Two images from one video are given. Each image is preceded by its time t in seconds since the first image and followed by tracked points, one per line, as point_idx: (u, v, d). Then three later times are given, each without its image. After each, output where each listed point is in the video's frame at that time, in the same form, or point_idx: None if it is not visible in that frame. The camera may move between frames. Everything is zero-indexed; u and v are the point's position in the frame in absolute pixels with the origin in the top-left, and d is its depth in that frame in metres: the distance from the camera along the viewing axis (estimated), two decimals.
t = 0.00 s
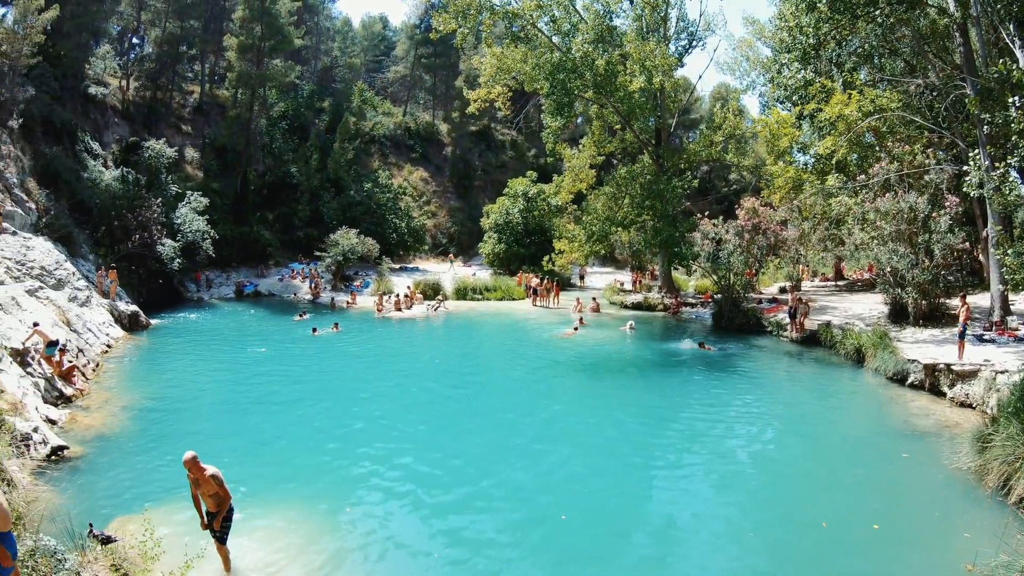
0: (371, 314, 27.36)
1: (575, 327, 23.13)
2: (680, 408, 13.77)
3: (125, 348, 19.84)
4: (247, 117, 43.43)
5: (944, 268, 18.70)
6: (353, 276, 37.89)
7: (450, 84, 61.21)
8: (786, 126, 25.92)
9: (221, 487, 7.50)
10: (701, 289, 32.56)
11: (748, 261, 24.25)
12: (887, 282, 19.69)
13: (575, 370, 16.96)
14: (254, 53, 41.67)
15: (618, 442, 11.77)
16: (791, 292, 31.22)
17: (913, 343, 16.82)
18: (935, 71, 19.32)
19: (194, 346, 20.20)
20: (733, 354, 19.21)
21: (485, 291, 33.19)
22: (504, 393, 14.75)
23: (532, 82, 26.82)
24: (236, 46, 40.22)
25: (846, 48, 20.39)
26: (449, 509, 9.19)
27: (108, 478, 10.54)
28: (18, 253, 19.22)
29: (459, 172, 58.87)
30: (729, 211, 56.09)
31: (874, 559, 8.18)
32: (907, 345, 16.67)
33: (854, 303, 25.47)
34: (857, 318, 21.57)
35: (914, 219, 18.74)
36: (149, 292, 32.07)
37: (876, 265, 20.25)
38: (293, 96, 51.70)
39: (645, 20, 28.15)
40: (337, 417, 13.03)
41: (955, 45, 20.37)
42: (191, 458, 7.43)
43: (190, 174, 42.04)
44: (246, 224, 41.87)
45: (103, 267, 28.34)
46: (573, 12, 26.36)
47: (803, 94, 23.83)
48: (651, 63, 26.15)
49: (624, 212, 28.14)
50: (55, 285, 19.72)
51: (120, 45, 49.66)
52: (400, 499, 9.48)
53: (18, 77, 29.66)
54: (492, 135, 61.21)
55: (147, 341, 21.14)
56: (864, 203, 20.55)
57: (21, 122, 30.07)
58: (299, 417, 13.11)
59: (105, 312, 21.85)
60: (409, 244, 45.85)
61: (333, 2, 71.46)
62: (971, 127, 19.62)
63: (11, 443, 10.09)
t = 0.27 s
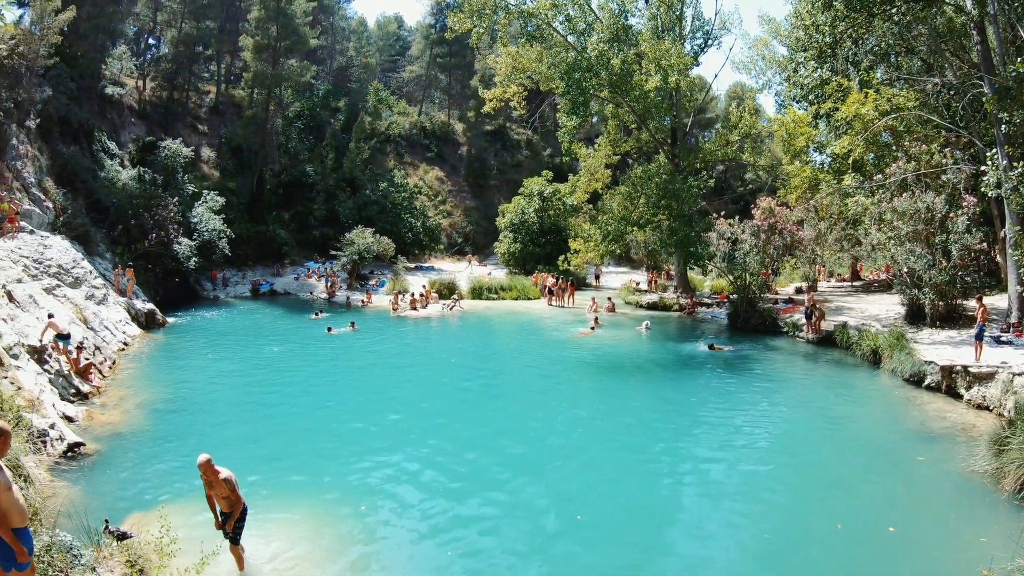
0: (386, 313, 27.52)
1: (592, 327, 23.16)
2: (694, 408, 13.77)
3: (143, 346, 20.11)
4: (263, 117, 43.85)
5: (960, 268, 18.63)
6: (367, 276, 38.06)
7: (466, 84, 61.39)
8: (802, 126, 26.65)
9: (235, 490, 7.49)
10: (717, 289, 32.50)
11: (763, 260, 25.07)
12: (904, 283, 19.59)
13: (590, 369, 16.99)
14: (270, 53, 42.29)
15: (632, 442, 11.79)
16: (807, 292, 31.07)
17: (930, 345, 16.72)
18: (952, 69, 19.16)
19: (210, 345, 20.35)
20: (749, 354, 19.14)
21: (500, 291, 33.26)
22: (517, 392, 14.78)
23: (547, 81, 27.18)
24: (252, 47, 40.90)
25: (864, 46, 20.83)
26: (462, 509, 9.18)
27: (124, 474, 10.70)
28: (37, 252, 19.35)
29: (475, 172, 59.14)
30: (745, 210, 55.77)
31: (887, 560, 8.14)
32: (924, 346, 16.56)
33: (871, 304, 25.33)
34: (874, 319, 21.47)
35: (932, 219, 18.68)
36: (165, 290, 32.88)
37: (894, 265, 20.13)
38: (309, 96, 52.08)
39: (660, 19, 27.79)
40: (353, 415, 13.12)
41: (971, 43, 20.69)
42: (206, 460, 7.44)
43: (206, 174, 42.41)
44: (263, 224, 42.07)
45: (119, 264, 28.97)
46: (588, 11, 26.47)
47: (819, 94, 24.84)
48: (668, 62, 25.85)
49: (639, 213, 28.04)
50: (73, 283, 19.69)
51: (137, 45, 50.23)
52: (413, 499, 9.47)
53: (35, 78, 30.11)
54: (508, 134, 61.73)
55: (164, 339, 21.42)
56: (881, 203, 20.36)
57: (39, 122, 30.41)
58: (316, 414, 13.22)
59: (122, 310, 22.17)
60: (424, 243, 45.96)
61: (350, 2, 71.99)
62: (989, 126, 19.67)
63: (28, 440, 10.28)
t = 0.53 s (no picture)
0: (402, 312, 27.66)
1: (608, 326, 23.21)
2: (710, 408, 13.75)
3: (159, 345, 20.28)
4: (279, 117, 44.20)
5: (978, 269, 18.51)
6: (382, 275, 38.27)
7: (481, 83, 61.55)
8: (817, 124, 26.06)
9: (252, 490, 7.53)
10: (732, 289, 32.49)
11: (780, 263, 24.01)
12: (920, 283, 19.51)
13: (606, 369, 17.00)
14: (286, 54, 43.71)
15: (647, 442, 11.78)
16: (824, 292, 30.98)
17: (947, 346, 16.62)
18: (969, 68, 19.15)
19: (224, 344, 20.49)
20: (765, 355, 19.13)
21: (516, 290, 33.34)
22: (532, 392, 14.78)
23: (563, 81, 27.35)
24: (268, 48, 42.29)
25: (880, 44, 21.18)
26: (476, 510, 9.17)
27: (141, 471, 10.82)
28: (54, 251, 19.49)
29: (490, 172, 59.34)
30: (761, 210, 55.57)
31: (905, 563, 8.08)
32: (941, 347, 16.48)
33: (887, 305, 25.25)
34: (890, 319, 21.42)
35: (949, 220, 18.57)
36: (183, 289, 33.12)
37: (910, 266, 20.10)
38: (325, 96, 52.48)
39: (675, 18, 27.96)
40: (368, 414, 13.18)
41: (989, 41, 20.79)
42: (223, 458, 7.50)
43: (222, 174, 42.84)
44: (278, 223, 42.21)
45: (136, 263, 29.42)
46: (603, 11, 26.74)
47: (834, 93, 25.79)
48: (684, 61, 25.95)
49: (655, 212, 28.11)
50: (89, 282, 19.95)
51: (153, 46, 50.82)
52: (427, 499, 9.48)
53: (52, 79, 30.67)
54: (523, 134, 61.98)
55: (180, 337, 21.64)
56: (897, 203, 20.26)
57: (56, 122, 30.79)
58: (334, 413, 13.29)
59: (139, 309, 22.45)
60: (439, 243, 46.97)
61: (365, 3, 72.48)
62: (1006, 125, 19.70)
63: (46, 437, 10.45)
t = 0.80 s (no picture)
0: (417, 312, 27.79)
1: (623, 326, 23.25)
2: (724, 409, 13.77)
3: (175, 344, 20.52)
4: (293, 118, 44.58)
5: (996, 270, 18.35)
6: (397, 275, 38.53)
7: (495, 83, 61.63)
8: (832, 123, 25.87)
9: (269, 486, 7.64)
10: (747, 290, 32.46)
11: (796, 263, 23.62)
12: (936, 283, 19.47)
13: (620, 370, 17.03)
14: (300, 54, 43.90)
15: (661, 443, 11.79)
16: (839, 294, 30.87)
17: (964, 348, 16.51)
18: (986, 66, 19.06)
19: (238, 344, 20.63)
20: (780, 356, 19.09)
21: (530, 291, 33.40)
22: (546, 393, 14.80)
23: (576, 81, 26.90)
24: (282, 48, 42.35)
25: (895, 44, 22.15)
26: (489, 510, 9.20)
27: (157, 468, 10.96)
28: (71, 251, 19.60)
29: (504, 171, 59.48)
30: (776, 210, 55.30)
31: (921, 565, 8.05)
32: (957, 349, 16.37)
33: (903, 306, 25.12)
34: (905, 321, 21.33)
35: (965, 220, 18.43)
36: (198, 289, 33.47)
37: (926, 266, 20.03)
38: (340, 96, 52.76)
39: (689, 17, 28.04)
40: (382, 413, 13.27)
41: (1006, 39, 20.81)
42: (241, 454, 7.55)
43: (237, 174, 43.35)
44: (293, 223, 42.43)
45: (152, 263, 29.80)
46: (617, 11, 26.92)
47: (850, 92, 26.29)
48: (698, 61, 26.03)
49: (670, 213, 27.99)
50: (105, 281, 20.17)
51: (168, 48, 51.35)
52: (440, 499, 9.52)
53: (69, 81, 31.05)
54: (538, 134, 61.95)
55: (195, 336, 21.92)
56: (913, 203, 20.15)
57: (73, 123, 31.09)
58: (350, 412, 13.40)
59: (154, 308, 22.76)
60: (455, 243, 46.93)
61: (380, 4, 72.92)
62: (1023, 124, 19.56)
63: (61, 435, 10.64)
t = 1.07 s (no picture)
0: (430, 312, 27.91)
1: (637, 326, 23.29)
2: (737, 410, 13.76)
3: (189, 343, 20.73)
4: (307, 118, 44.80)
5: (1013, 271, 18.16)
6: (411, 275, 38.83)
7: (508, 83, 61.74)
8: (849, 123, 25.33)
9: (284, 488, 7.61)
10: (762, 291, 32.44)
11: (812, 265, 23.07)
12: (952, 284, 19.43)
13: (633, 370, 17.04)
14: (314, 55, 44.35)
15: (674, 444, 11.81)
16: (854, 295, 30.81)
17: (980, 349, 16.41)
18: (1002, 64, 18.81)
19: (252, 343, 20.81)
20: (794, 357, 19.05)
21: (544, 291, 33.45)
22: (559, 394, 14.82)
23: (591, 81, 27.24)
24: (297, 49, 42.84)
25: (910, 42, 22.54)
26: (502, 511, 9.21)
27: (171, 466, 11.06)
28: (85, 250, 19.72)
29: (518, 172, 59.63)
30: (790, 210, 55.17)
31: (935, 568, 8.01)
32: (973, 350, 16.29)
33: (918, 307, 25.01)
34: (921, 322, 21.26)
35: (981, 220, 18.35)
36: (211, 288, 33.81)
37: (942, 267, 20.00)
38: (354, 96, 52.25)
39: (702, 16, 27.96)
40: (396, 413, 13.34)
41: None
42: (258, 456, 7.52)
43: (251, 174, 43.73)
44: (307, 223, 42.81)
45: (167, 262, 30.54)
46: (631, 10, 26.85)
47: (865, 91, 26.40)
48: (712, 60, 26.21)
49: (683, 213, 27.97)
50: (121, 281, 20.32)
51: (181, 48, 51.74)
52: (452, 499, 9.55)
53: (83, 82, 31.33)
54: (551, 133, 61.95)
55: (210, 336, 22.13)
56: (929, 202, 20.03)
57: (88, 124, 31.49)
58: (364, 412, 13.50)
59: (168, 307, 23.02)
60: (468, 243, 46.29)
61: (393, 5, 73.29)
62: None
63: (76, 433, 10.75)
